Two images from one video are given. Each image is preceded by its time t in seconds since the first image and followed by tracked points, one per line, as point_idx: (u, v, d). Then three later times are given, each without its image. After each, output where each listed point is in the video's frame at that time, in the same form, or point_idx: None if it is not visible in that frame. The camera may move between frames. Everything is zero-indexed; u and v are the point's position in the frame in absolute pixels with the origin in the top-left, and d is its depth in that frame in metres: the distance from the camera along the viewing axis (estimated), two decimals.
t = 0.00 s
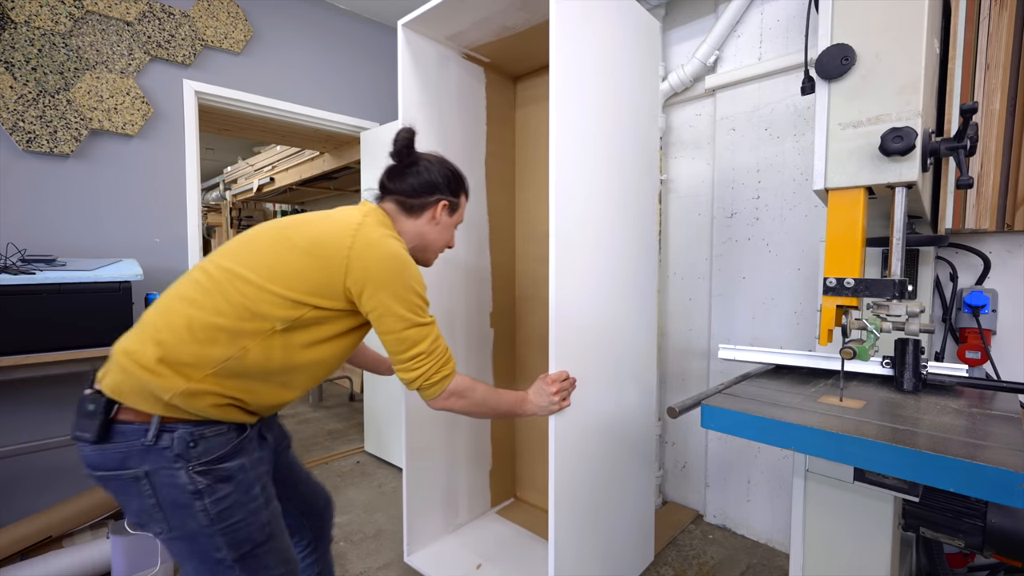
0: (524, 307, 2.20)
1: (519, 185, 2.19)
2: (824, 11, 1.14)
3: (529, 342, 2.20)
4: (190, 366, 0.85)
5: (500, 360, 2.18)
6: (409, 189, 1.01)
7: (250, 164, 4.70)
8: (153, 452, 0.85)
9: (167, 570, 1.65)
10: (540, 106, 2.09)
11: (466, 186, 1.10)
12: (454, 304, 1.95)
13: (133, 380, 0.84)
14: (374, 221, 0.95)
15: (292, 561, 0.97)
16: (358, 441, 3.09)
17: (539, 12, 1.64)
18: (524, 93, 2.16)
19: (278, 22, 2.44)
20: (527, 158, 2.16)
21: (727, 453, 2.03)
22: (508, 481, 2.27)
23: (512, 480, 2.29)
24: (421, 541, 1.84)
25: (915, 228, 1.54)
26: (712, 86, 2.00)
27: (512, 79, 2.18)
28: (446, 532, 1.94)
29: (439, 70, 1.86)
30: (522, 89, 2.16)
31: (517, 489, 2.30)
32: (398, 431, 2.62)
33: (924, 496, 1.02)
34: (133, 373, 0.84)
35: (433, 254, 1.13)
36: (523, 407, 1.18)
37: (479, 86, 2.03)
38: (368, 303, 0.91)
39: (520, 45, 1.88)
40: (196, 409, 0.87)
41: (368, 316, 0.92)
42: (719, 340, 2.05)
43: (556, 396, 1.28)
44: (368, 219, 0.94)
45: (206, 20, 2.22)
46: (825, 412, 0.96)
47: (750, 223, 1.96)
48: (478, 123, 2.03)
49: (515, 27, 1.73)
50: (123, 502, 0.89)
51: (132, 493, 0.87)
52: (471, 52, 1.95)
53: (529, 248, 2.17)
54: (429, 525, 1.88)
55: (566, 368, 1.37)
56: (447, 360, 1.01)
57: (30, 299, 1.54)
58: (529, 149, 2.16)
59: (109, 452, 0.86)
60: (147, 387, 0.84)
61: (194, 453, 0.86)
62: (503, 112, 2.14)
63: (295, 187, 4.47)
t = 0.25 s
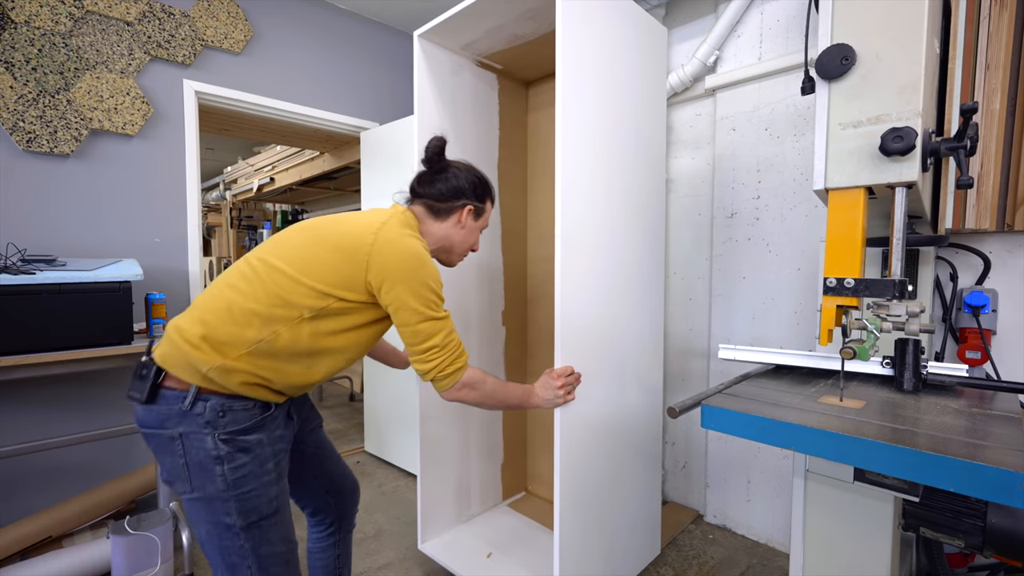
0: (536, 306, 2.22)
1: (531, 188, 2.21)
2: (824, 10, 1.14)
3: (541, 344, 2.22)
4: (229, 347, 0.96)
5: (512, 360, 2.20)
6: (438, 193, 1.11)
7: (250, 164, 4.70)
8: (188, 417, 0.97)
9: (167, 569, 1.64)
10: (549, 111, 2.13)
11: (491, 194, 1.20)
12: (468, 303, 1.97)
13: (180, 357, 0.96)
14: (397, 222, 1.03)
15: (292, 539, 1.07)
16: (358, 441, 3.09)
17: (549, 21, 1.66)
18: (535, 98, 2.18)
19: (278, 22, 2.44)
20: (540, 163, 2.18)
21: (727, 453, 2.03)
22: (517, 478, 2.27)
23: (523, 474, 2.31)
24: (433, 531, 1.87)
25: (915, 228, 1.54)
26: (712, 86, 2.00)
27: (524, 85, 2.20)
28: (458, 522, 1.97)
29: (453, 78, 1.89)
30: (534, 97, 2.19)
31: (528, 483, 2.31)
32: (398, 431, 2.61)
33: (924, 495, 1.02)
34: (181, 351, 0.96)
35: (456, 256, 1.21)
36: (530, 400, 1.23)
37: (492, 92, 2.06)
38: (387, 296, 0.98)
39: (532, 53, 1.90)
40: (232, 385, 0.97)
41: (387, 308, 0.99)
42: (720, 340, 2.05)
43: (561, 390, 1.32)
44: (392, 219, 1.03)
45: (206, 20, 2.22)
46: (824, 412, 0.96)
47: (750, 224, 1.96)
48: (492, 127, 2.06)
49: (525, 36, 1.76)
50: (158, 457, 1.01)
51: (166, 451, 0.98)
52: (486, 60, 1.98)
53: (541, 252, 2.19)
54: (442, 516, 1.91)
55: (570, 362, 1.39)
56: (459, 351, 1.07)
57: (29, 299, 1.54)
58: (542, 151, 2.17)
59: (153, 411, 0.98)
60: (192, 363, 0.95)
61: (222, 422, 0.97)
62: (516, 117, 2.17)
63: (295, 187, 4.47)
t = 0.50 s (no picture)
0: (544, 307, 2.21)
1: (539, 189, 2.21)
2: (824, 10, 1.14)
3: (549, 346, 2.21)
4: (249, 331, 1.02)
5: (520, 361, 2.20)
6: (452, 197, 1.14)
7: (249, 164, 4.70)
8: (202, 396, 1.04)
9: (167, 569, 1.64)
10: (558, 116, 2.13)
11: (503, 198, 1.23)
12: (476, 302, 1.97)
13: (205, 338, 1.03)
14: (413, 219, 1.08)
15: (279, 530, 1.11)
16: (358, 441, 3.09)
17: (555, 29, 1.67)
18: (543, 102, 2.18)
19: (278, 22, 2.44)
20: (548, 166, 2.18)
21: (728, 453, 2.03)
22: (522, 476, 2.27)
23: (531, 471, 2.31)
24: (442, 523, 1.88)
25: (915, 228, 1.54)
26: (712, 86, 2.00)
27: (532, 89, 2.20)
28: (466, 516, 1.98)
29: (461, 84, 1.89)
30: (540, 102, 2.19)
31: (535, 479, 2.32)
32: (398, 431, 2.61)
33: (924, 495, 1.02)
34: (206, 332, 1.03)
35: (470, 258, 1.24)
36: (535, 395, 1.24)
37: (500, 97, 2.06)
38: (399, 290, 1.03)
39: (539, 58, 1.90)
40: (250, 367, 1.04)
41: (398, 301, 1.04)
42: (720, 340, 2.05)
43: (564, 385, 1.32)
44: (407, 217, 1.08)
45: (206, 20, 2.22)
46: (825, 412, 0.96)
47: (750, 224, 1.96)
48: (501, 130, 2.06)
49: (532, 43, 1.77)
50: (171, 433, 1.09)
51: (178, 427, 1.06)
52: (493, 65, 1.97)
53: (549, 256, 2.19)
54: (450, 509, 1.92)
55: (574, 358, 1.40)
56: (467, 345, 1.10)
57: (29, 299, 1.54)
58: (549, 154, 2.17)
59: (172, 388, 1.07)
60: (215, 344, 1.02)
61: (232, 404, 1.04)
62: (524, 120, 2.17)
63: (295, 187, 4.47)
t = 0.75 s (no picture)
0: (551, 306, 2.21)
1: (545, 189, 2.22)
2: (824, 10, 1.14)
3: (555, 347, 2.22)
4: (259, 326, 1.04)
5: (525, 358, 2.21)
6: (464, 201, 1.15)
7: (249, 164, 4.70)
8: (206, 383, 1.06)
9: (167, 569, 1.64)
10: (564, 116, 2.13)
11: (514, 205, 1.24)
12: (481, 298, 1.97)
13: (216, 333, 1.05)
14: (422, 218, 1.09)
15: (263, 528, 1.10)
16: (358, 441, 3.09)
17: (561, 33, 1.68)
18: (548, 105, 2.18)
19: (278, 22, 2.44)
20: (553, 168, 2.18)
21: (728, 453, 2.03)
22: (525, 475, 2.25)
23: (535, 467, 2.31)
24: (450, 518, 1.88)
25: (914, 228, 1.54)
26: (712, 86, 2.00)
27: (538, 91, 2.20)
28: (472, 511, 1.98)
29: (468, 86, 1.89)
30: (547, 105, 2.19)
31: (539, 476, 2.31)
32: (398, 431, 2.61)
33: (923, 495, 1.02)
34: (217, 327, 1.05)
35: (477, 262, 1.24)
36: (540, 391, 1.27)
37: (506, 100, 2.06)
38: (407, 288, 1.03)
39: (546, 61, 1.90)
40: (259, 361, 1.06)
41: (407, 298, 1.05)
42: (720, 340, 2.05)
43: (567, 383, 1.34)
44: (416, 216, 1.09)
45: (206, 20, 2.22)
46: (825, 411, 0.96)
47: (750, 224, 1.96)
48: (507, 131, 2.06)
49: (538, 46, 1.77)
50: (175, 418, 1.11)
51: (182, 413, 1.08)
52: (499, 68, 1.97)
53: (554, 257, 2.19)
54: (457, 503, 1.93)
55: (579, 356, 1.41)
56: (475, 341, 1.11)
57: (28, 299, 1.54)
58: (554, 155, 2.17)
59: (178, 374, 1.09)
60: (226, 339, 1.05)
61: (234, 393, 1.05)
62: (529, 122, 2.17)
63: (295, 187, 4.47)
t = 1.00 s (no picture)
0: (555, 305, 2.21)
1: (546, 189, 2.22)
2: (824, 10, 1.14)
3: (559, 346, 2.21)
4: (265, 324, 1.04)
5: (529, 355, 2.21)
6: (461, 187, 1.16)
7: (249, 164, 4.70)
8: (214, 380, 1.08)
9: (167, 569, 1.64)
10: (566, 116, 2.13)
11: (513, 191, 1.23)
12: (484, 292, 1.96)
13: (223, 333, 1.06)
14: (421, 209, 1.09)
15: (274, 519, 1.11)
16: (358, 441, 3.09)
17: (564, 35, 1.68)
18: (551, 106, 2.18)
19: (278, 22, 2.44)
20: (556, 168, 2.18)
21: (728, 453, 2.03)
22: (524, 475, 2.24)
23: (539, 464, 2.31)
24: (453, 515, 1.89)
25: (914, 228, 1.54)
26: (712, 86, 2.00)
27: (540, 92, 2.20)
28: (475, 509, 1.98)
29: (473, 88, 1.89)
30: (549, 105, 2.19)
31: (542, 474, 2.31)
32: (398, 431, 2.61)
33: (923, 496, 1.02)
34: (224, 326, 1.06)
35: (477, 248, 1.24)
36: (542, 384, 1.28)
37: (510, 101, 2.06)
38: (410, 277, 1.04)
39: (550, 63, 1.90)
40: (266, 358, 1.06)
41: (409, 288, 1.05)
42: (720, 340, 2.05)
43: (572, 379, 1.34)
44: (414, 207, 1.08)
45: (206, 20, 2.22)
46: (825, 412, 0.96)
47: (750, 224, 1.96)
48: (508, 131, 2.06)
49: (543, 49, 1.78)
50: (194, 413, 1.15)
51: (195, 408, 1.11)
52: (504, 70, 1.97)
53: (558, 256, 2.19)
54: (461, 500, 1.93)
55: (580, 356, 1.41)
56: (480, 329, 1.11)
57: (28, 299, 1.54)
58: (558, 156, 2.17)
59: (191, 373, 1.12)
60: (232, 338, 1.05)
61: (238, 389, 1.06)
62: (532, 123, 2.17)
63: (295, 187, 4.47)
